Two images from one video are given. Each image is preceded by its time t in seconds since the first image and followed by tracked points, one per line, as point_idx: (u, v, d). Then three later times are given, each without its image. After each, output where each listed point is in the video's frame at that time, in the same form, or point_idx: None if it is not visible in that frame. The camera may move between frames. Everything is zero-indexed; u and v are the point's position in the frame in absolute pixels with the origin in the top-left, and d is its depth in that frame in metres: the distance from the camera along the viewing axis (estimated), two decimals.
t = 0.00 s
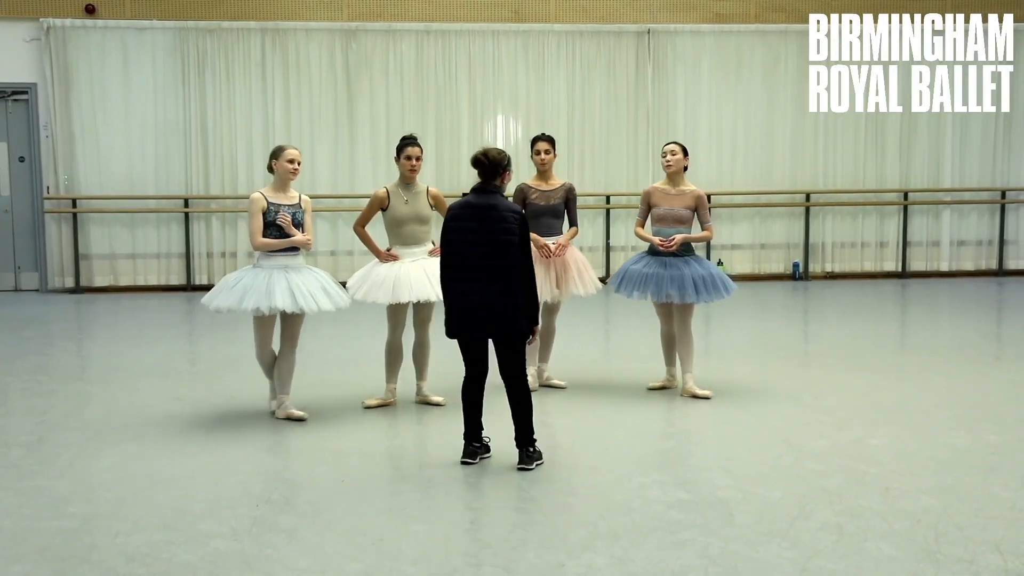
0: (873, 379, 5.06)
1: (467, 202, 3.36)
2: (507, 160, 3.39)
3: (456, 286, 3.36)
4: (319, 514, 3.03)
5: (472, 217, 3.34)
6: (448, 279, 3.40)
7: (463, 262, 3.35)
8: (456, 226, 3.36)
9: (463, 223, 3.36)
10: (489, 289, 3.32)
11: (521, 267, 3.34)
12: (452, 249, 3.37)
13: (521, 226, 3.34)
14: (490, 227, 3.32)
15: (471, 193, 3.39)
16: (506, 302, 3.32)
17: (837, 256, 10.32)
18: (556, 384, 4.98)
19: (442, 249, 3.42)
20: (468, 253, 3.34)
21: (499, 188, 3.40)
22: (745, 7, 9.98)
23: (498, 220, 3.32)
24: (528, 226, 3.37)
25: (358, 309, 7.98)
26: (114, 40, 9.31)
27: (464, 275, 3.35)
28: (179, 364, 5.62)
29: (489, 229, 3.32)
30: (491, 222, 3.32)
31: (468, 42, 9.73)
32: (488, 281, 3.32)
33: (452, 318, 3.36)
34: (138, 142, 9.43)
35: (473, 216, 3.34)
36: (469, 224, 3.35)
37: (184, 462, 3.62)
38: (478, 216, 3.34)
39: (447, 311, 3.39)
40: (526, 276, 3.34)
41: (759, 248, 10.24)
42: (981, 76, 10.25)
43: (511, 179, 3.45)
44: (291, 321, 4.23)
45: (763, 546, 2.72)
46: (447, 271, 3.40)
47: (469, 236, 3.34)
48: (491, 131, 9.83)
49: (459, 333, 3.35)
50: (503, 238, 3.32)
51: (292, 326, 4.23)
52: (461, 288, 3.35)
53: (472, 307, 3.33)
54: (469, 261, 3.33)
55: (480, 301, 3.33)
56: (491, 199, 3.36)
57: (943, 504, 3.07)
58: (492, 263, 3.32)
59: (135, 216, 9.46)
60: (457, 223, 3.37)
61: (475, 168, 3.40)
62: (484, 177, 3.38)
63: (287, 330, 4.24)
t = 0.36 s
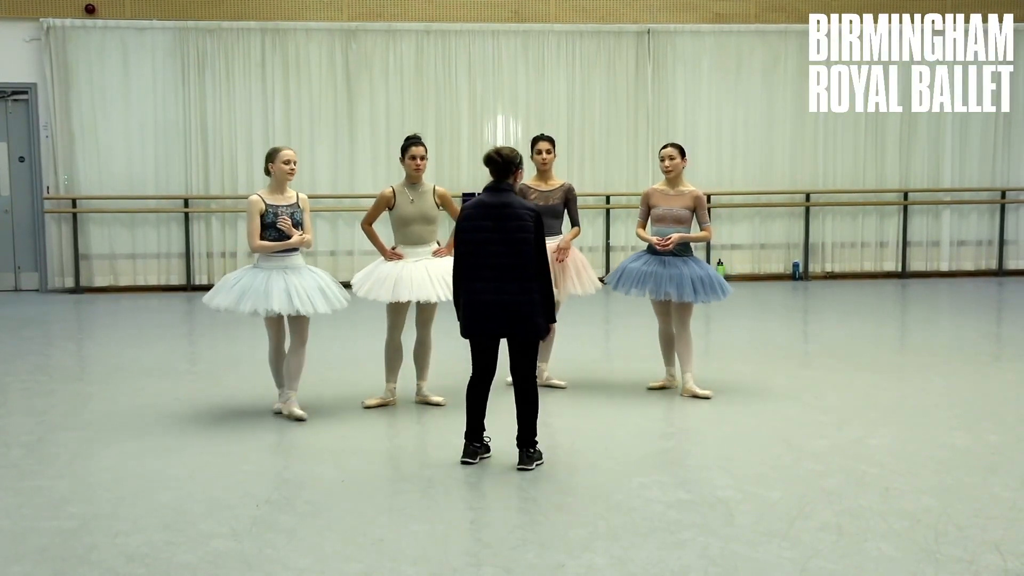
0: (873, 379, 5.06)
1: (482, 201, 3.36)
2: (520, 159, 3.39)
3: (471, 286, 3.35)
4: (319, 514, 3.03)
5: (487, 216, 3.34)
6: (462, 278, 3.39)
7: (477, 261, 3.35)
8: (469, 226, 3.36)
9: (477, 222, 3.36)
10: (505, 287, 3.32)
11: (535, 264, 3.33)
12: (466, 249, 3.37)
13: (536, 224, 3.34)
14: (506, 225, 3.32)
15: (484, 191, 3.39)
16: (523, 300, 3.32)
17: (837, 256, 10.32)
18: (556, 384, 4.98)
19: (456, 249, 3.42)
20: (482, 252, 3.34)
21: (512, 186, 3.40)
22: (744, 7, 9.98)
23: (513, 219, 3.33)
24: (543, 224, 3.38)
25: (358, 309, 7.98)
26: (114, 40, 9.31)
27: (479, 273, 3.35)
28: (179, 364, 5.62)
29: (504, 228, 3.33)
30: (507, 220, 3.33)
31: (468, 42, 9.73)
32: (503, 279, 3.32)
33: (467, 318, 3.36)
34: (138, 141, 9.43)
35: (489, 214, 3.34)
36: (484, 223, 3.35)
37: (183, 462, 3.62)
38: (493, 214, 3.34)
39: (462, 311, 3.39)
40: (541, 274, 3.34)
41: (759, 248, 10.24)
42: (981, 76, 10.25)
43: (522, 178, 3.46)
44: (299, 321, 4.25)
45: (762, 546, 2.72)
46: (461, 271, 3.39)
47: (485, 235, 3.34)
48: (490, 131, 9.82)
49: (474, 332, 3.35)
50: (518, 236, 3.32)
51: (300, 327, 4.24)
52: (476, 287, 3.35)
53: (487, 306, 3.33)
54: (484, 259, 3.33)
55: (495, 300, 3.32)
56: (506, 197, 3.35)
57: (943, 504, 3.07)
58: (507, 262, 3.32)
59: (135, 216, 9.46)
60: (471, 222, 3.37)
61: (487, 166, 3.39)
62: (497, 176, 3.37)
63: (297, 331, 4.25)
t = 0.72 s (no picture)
0: (873, 379, 5.06)
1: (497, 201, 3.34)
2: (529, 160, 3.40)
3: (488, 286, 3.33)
4: (320, 514, 3.03)
5: (504, 216, 3.33)
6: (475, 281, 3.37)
7: (492, 263, 3.32)
8: (483, 227, 3.34)
9: (491, 224, 3.34)
10: (521, 288, 3.31)
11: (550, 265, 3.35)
12: (480, 251, 3.34)
13: (551, 225, 3.36)
14: (523, 226, 3.31)
15: (495, 192, 3.38)
16: (540, 301, 3.33)
17: (837, 256, 10.32)
18: (556, 384, 4.98)
19: (468, 249, 3.38)
20: (498, 254, 3.32)
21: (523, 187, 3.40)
22: (744, 7, 9.98)
23: (530, 219, 3.32)
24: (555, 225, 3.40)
25: (358, 309, 7.98)
26: (114, 40, 9.31)
27: (494, 276, 3.32)
28: (179, 364, 5.62)
29: (519, 229, 3.32)
30: (524, 220, 3.32)
31: (468, 42, 9.73)
32: (519, 281, 3.31)
33: (483, 321, 3.33)
34: (138, 141, 9.43)
35: (505, 214, 3.33)
36: (498, 225, 3.33)
37: (183, 462, 3.62)
38: (509, 214, 3.33)
39: (475, 313, 3.36)
40: (555, 273, 3.36)
41: (759, 248, 10.24)
42: (981, 76, 10.26)
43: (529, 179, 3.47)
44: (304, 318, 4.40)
45: (762, 546, 2.72)
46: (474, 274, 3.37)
47: (502, 235, 3.32)
48: (491, 131, 9.82)
49: (491, 335, 3.33)
50: (533, 237, 3.32)
51: (306, 323, 4.40)
52: (492, 290, 3.32)
53: (504, 308, 3.31)
54: (499, 261, 3.31)
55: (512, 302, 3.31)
56: (520, 198, 3.35)
57: (943, 504, 3.07)
58: (524, 263, 3.31)
59: (135, 216, 9.46)
60: (483, 224, 3.35)
61: (497, 166, 3.38)
62: (507, 177, 3.36)
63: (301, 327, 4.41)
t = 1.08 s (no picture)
0: (873, 379, 5.06)
1: (503, 202, 3.30)
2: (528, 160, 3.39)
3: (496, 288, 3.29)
4: (320, 514, 3.03)
5: (511, 217, 3.29)
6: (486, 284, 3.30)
7: (506, 265, 3.28)
8: (489, 228, 3.29)
9: (500, 225, 3.29)
10: (536, 288, 3.31)
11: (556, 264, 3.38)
12: (492, 253, 3.28)
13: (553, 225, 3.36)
14: (531, 226, 3.29)
15: (498, 192, 3.33)
16: (551, 299, 3.35)
17: (837, 256, 10.32)
18: (562, 383, 4.97)
19: (471, 250, 3.31)
20: (508, 256, 3.28)
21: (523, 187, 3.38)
22: (744, 7, 9.99)
23: (536, 220, 3.31)
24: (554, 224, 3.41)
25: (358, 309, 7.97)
26: (114, 40, 9.31)
27: (509, 278, 3.28)
28: (178, 364, 5.62)
29: (529, 229, 3.30)
30: (531, 221, 3.30)
31: (468, 42, 9.73)
32: (527, 282, 3.30)
33: (502, 324, 3.29)
34: (138, 141, 9.43)
35: (512, 215, 3.29)
36: (507, 225, 3.29)
37: (183, 462, 3.62)
38: (516, 215, 3.30)
39: (489, 318, 3.30)
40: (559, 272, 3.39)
41: (759, 248, 10.24)
42: (981, 76, 10.26)
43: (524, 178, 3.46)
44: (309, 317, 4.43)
45: (762, 546, 2.73)
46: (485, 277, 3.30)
47: (510, 236, 3.28)
48: (490, 131, 9.82)
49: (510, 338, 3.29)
50: (542, 237, 3.32)
51: (311, 322, 4.43)
52: (508, 292, 3.28)
53: (523, 310, 3.29)
54: (515, 263, 3.28)
55: (529, 303, 3.30)
56: (524, 198, 3.33)
57: (943, 504, 3.07)
58: (537, 264, 3.30)
59: (135, 216, 9.46)
60: (491, 226, 3.29)
61: (500, 165, 3.31)
62: (511, 177, 3.32)
63: (306, 326, 4.43)
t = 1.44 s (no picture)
0: (872, 379, 5.06)
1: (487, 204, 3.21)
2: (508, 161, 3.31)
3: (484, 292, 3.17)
4: (320, 514, 3.03)
5: (496, 219, 3.20)
6: (476, 289, 3.17)
7: (497, 268, 3.18)
8: (475, 231, 3.18)
9: (487, 228, 3.19)
10: (526, 292, 3.22)
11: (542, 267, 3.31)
12: (481, 257, 3.17)
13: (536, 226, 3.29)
14: (516, 228, 3.21)
15: (480, 194, 3.24)
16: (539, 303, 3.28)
17: (837, 256, 10.32)
18: (574, 382, 4.99)
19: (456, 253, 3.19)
20: (495, 259, 3.18)
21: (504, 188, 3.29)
22: (744, 7, 9.99)
23: (521, 222, 3.23)
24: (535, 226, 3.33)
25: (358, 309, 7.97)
26: (114, 40, 9.31)
27: (500, 282, 3.18)
28: (178, 364, 5.62)
29: (517, 232, 3.22)
30: (516, 223, 3.21)
31: (468, 42, 9.73)
32: (515, 285, 3.20)
33: (494, 329, 3.17)
34: (138, 141, 9.43)
35: (497, 217, 3.20)
36: (495, 228, 3.19)
37: (183, 462, 3.62)
38: (501, 217, 3.21)
39: (480, 323, 3.17)
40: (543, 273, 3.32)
41: (758, 248, 10.24)
42: (981, 76, 10.25)
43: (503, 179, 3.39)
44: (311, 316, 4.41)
45: (762, 546, 2.73)
46: (474, 281, 3.18)
47: (496, 238, 3.19)
48: (490, 132, 9.83)
49: (503, 343, 3.18)
50: (530, 239, 3.24)
51: (313, 321, 4.41)
52: (500, 296, 3.18)
53: (516, 314, 3.20)
54: (506, 265, 3.18)
55: (520, 306, 3.20)
56: (507, 200, 3.25)
57: (944, 504, 3.07)
58: (523, 266, 3.22)
59: (136, 216, 9.46)
60: (477, 229, 3.18)
61: (481, 167, 3.24)
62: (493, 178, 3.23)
63: (309, 324, 4.42)
